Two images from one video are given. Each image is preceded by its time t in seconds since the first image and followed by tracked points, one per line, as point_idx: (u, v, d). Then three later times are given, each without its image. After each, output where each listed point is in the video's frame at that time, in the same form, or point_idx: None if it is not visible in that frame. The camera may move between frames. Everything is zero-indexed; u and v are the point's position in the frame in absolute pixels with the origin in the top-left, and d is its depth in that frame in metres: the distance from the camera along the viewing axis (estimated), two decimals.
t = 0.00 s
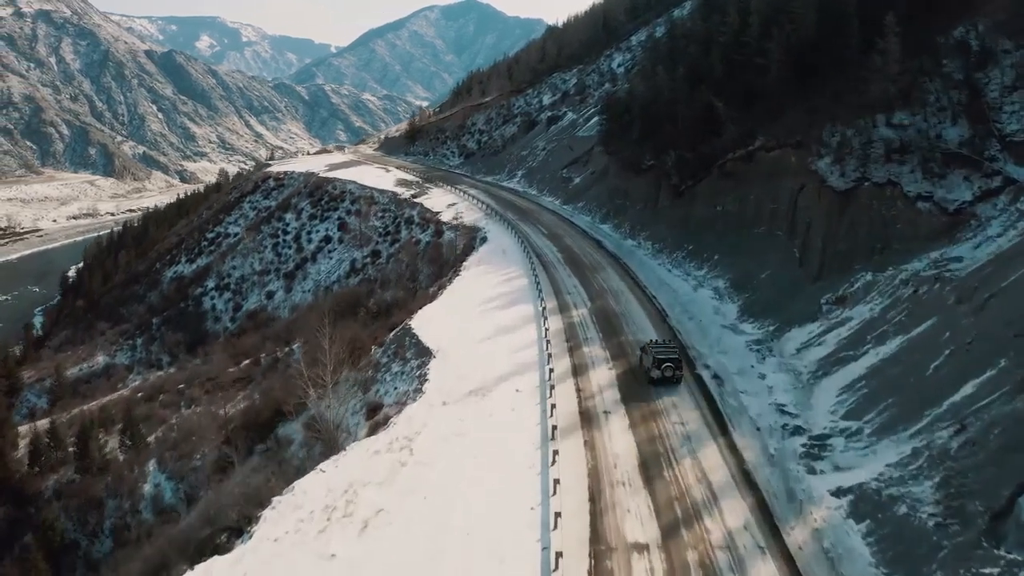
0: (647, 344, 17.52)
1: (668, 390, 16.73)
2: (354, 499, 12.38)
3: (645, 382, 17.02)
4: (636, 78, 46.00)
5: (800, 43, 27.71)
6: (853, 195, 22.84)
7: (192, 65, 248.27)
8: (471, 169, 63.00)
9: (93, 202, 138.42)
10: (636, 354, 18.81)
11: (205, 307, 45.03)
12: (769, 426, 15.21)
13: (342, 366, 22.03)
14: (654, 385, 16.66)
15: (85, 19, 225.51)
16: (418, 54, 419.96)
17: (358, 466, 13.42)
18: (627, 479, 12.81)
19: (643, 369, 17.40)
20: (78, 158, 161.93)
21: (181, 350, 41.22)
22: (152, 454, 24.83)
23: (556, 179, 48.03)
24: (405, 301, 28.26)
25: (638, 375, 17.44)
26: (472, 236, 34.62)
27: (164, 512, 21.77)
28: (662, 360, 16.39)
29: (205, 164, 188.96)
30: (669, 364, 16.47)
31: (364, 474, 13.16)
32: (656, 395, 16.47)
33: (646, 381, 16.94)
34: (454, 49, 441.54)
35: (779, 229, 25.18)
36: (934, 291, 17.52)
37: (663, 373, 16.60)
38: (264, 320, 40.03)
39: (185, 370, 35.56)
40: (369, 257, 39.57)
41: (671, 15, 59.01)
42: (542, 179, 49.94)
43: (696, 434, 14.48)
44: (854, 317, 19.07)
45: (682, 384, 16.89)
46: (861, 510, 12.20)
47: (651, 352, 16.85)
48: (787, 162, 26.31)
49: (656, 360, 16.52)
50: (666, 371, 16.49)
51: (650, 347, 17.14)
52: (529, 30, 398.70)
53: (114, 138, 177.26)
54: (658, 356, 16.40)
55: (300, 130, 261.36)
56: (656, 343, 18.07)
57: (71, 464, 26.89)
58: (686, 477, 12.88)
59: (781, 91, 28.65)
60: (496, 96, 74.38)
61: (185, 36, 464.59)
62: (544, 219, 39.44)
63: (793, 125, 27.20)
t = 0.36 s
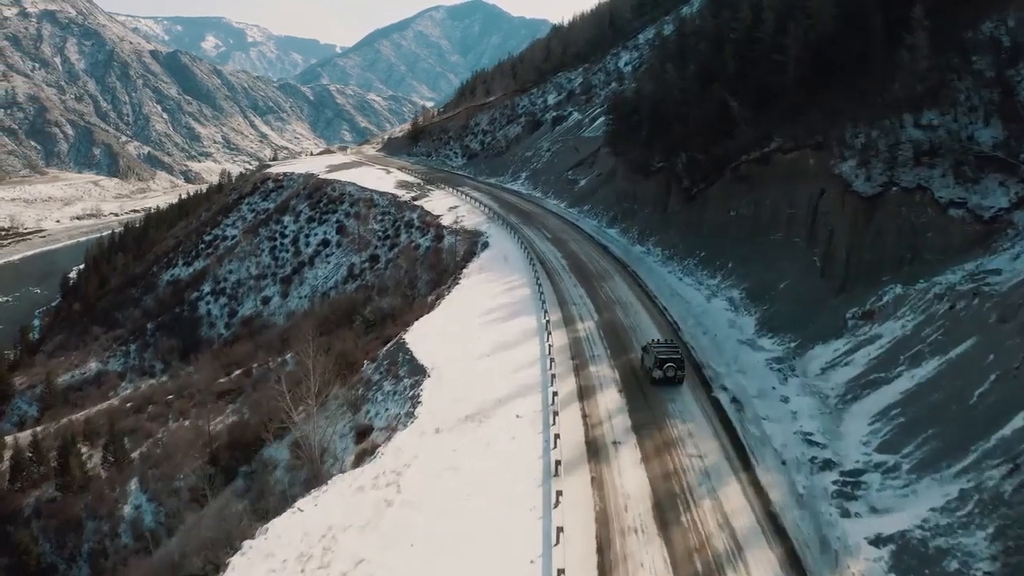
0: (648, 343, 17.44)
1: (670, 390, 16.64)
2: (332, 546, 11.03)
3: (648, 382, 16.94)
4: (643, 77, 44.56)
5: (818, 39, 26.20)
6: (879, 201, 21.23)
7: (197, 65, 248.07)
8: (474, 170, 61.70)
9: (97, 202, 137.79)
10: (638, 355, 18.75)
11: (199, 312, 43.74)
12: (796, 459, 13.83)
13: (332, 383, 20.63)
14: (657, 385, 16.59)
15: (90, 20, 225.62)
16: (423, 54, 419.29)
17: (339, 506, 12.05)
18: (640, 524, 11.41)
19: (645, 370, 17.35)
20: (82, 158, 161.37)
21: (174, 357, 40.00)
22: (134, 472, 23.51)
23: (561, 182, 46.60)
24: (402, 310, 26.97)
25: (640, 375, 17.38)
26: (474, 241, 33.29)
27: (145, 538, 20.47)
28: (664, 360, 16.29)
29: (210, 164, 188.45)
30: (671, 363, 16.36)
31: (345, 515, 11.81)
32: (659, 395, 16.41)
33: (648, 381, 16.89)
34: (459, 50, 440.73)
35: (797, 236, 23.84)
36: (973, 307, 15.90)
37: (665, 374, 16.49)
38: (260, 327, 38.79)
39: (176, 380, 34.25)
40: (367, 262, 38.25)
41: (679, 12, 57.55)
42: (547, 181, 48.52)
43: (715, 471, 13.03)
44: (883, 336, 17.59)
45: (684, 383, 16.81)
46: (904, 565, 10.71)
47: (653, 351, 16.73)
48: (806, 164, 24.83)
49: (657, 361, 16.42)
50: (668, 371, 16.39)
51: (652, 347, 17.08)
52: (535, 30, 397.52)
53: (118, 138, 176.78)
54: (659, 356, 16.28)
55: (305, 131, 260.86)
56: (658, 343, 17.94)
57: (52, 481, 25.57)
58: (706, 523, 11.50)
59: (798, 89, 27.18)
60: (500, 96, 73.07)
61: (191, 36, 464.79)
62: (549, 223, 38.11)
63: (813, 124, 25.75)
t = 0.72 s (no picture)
0: (649, 342, 17.46)
1: (672, 389, 16.69)
2: None
3: (649, 381, 16.98)
4: (650, 75, 43.27)
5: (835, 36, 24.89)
6: (905, 207, 19.75)
7: (201, 65, 247.78)
8: (476, 171, 60.51)
9: (100, 202, 137.12)
10: (638, 354, 18.80)
11: (195, 317, 42.63)
12: (824, 496, 12.61)
13: (322, 399, 19.46)
14: (659, 384, 16.64)
15: (94, 20, 225.51)
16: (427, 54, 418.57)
17: (318, 550, 10.85)
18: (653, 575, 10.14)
19: (646, 368, 17.41)
20: (85, 158, 160.75)
21: (168, 364, 38.89)
22: (117, 490, 22.32)
23: (565, 184, 45.37)
24: (399, 319, 25.83)
25: (641, 374, 17.47)
26: (475, 246, 32.16)
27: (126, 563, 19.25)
28: (666, 359, 16.31)
29: (213, 164, 187.84)
30: (672, 362, 16.38)
31: (323, 559, 10.60)
32: (661, 393, 16.46)
33: (649, 380, 16.95)
34: (464, 49, 439.96)
35: (814, 242, 22.57)
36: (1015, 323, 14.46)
37: (666, 372, 16.52)
38: (254, 333, 37.64)
39: (167, 388, 33.14)
40: (364, 267, 37.09)
41: (685, 10, 56.27)
42: (551, 183, 47.31)
43: (735, 511, 11.74)
44: (914, 356, 16.24)
45: (686, 381, 16.86)
46: None
47: (654, 350, 16.74)
48: (824, 166, 23.56)
49: (658, 360, 16.42)
50: (670, 369, 16.42)
51: (653, 345, 17.12)
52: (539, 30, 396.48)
53: (122, 138, 176.26)
54: (660, 355, 16.29)
55: (309, 131, 260.38)
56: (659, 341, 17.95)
57: (32, 497, 24.37)
58: (727, 572, 10.24)
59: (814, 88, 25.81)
60: (504, 96, 71.88)
61: (195, 36, 465.75)
62: (553, 226, 36.92)
63: (832, 122, 24.42)
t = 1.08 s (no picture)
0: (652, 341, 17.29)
1: (675, 388, 16.51)
2: None
3: (653, 380, 16.83)
4: (660, 73, 41.79)
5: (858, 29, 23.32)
6: (941, 212, 17.95)
7: (208, 65, 247.81)
8: (481, 172, 59.18)
9: (106, 202, 136.69)
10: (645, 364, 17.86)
11: (192, 322, 41.51)
12: (864, 544, 11.27)
13: (311, 418, 18.21)
14: (662, 383, 16.49)
15: (102, 21, 226.01)
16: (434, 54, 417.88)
17: None
18: None
19: (650, 367, 17.27)
20: (92, 158, 160.58)
21: (163, 371, 37.75)
22: (97, 511, 21.07)
23: (572, 185, 43.96)
24: (397, 329, 24.53)
25: (645, 373, 17.31)
26: (478, 252, 30.84)
27: None
28: (669, 358, 16.10)
29: (219, 164, 187.61)
30: (676, 361, 16.17)
31: None
32: (665, 393, 16.30)
33: (653, 379, 16.80)
34: (471, 49, 439.05)
35: (840, 250, 21.05)
36: None
37: (669, 371, 16.33)
38: (250, 341, 36.43)
39: (160, 397, 32.00)
40: (364, 272, 35.84)
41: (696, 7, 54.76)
42: (558, 185, 45.88)
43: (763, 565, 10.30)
44: (955, 379, 14.60)
45: (689, 380, 16.67)
46: None
47: (657, 348, 16.56)
48: (848, 169, 21.96)
49: (661, 358, 16.23)
50: (673, 368, 16.23)
51: (656, 344, 17.02)
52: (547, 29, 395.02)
53: (128, 138, 176.15)
54: (664, 354, 16.07)
55: (316, 131, 260.11)
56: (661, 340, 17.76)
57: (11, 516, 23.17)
58: None
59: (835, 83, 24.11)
60: (510, 95, 70.56)
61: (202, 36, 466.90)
62: (560, 231, 35.56)
63: (853, 116, 22.53)
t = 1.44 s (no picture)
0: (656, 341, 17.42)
1: (680, 386, 16.65)
2: None
3: (657, 380, 16.95)
4: (673, 72, 40.28)
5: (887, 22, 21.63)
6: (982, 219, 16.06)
7: (217, 65, 248.36)
8: (489, 174, 57.85)
9: (114, 202, 136.71)
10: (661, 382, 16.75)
11: (190, 327, 40.55)
12: None
13: (298, 441, 16.96)
14: (666, 382, 16.62)
15: (112, 21, 227.02)
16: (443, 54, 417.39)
17: None
18: None
19: (655, 366, 17.36)
20: (101, 158, 160.87)
21: (159, 379, 36.80)
22: (76, 535, 19.94)
23: (581, 188, 42.53)
24: (396, 341, 23.26)
25: (649, 373, 17.41)
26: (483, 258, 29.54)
27: None
28: (674, 357, 16.23)
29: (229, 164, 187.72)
30: (681, 361, 16.30)
31: None
32: (669, 392, 16.41)
33: (658, 377, 16.93)
34: (480, 49, 438.19)
35: (869, 260, 19.45)
36: None
37: (674, 370, 16.43)
38: (248, 348, 35.34)
39: (153, 407, 30.96)
40: (365, 277, 34.65)
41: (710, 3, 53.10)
42: (567, 187, 44.48)
43: None
44: (1006, 408, 12.77)
45: (693, 378, 16.80)
46: None
47: (662, 347, 16.68)
48: (878, 172, 20.29)
49: (667, 358, 16.34)
50: (678, 367, 16.37)
51: (661, 343, 17.12)
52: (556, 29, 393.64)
53: (137, 138, 176.47)
54: (669, 353, 16.19)
55: (325, 131, 260.22)
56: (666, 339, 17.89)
57: None
58: None
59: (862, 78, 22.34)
60: (518, 94, 69.21)
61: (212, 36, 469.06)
62: (569, 235, 34.24)
63: (884, 118, 20.98)
